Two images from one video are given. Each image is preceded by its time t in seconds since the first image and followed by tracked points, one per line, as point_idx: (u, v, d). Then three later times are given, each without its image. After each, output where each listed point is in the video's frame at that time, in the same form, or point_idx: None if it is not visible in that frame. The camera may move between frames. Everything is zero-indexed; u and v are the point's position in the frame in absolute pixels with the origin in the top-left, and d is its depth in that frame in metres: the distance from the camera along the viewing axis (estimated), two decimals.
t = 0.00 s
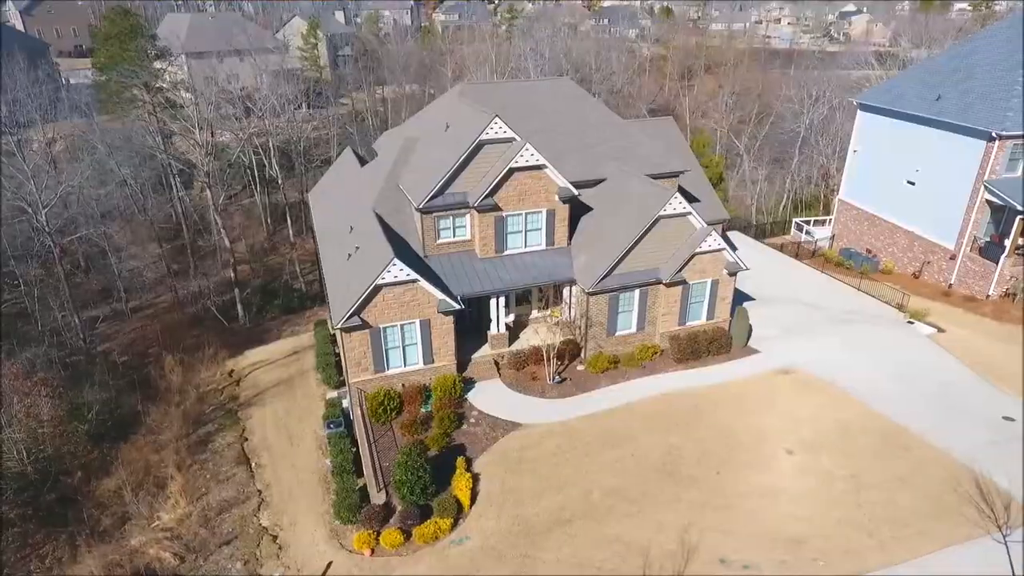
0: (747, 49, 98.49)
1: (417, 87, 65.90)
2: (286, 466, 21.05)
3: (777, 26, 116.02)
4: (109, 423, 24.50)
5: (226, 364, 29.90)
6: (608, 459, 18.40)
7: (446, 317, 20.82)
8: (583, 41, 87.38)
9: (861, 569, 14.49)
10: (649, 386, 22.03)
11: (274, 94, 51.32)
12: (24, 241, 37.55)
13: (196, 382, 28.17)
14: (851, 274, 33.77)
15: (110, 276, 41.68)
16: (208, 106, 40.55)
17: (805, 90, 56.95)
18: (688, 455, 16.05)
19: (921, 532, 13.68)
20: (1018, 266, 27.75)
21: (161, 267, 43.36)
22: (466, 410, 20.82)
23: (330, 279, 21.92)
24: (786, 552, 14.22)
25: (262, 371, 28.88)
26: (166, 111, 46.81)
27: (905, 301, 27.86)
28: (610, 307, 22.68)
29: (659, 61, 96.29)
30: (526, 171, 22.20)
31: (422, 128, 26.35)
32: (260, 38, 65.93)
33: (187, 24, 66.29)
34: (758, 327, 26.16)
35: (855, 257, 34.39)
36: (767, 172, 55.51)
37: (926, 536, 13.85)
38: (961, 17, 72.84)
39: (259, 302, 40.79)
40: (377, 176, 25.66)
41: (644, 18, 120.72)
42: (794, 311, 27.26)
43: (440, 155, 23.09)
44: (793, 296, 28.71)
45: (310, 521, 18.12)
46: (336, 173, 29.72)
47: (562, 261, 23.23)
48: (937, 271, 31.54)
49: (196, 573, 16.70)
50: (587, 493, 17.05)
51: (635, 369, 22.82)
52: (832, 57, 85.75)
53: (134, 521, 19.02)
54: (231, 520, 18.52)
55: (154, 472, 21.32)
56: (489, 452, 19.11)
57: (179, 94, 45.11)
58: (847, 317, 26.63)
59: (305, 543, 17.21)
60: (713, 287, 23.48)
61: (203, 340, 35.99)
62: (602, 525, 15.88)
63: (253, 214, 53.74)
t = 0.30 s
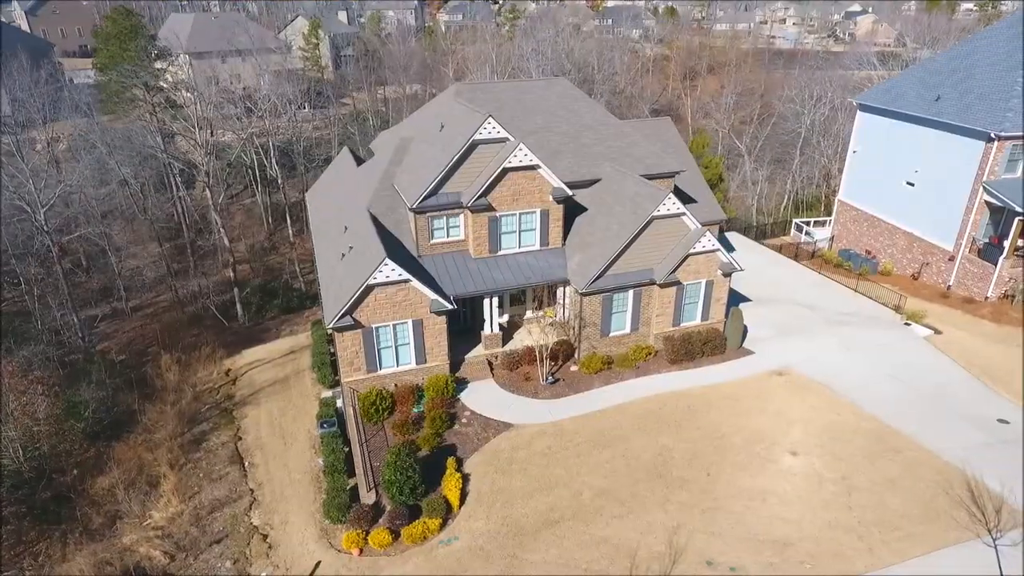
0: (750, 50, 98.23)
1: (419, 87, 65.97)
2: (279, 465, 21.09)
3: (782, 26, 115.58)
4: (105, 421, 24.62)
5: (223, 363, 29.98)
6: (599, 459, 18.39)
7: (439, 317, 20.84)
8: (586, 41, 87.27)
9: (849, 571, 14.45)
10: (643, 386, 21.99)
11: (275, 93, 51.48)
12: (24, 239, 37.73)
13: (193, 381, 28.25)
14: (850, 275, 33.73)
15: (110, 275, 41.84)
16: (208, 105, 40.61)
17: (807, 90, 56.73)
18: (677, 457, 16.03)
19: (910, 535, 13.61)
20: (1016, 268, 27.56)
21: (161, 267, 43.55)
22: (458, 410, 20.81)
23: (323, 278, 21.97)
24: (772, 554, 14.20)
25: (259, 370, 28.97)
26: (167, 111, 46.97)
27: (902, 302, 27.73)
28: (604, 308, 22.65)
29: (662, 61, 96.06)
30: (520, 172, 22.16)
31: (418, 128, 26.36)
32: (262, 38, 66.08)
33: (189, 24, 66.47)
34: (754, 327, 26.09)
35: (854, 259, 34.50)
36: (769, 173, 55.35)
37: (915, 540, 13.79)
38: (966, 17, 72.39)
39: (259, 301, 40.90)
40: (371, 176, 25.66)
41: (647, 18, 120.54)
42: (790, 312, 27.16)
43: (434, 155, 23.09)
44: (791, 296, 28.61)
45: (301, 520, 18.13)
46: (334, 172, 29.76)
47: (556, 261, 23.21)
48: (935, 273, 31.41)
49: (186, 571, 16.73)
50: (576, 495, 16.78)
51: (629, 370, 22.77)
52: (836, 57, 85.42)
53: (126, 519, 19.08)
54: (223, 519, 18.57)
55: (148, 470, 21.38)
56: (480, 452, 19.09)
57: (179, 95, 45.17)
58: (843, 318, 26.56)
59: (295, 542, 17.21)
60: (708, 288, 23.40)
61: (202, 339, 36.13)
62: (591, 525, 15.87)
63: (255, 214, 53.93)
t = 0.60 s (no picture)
0: (758, 50, 97.82)
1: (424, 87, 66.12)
2: (275, 463, 21.17)
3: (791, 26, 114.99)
4: (105, 418, 24.78)
5: (224, 361, 30.14)
6: (593, 460, 18.36)
7: (434, 316, 20.86)
8: (593, 40, 87.19)
9: None
10: (639, 387, 21.92)
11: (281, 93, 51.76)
12: (29, 237, 38.01)
13: (193, 378, 28.38)
14: (853, 278, 33.65)
15: (115, 273, 42.10)
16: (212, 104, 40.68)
17: (813, 90, 56.41)
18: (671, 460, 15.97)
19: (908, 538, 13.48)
20: (1019, 270, 27.15)
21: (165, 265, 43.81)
22: (453, 410, 20.79)
23: (320, 277, 22.03)
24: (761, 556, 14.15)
25: (258, 368, 29.10)
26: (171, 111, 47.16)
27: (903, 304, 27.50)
28: (600, 308, 22.59)
29: (669, 61, 95.79)
30: (516, 172, 22.12)
31: (416, 128, 26.39)
32: (268, 37, 66.37)
33: (197, 24, 66.86)
34: (752, 329, 25.98)
35: (857, 260, 34.77)
36: (774, 173, 55.12)
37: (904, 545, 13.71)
38: (976, 17, 71.77)
39: (262, 300, 41.07)
40: (370, 175, 25.69)
41: (655, 18, 120.29)
42: (789, 313, 27.05)
43: (431, 154, 23.11)
44: (790, 297, 28.47)
45: (294, 519, 18.17)
46: (334, 172, 29.86)
47: (552, 262, 23.18)
48: (939, 275, 31.17)
49: (179, 568, 16.79)
50: (568, 496, 16.90)
51: (625, 371, 22.70)
52: (844, 57, 84.91)
53: (122, 516, 19.15)
54: (216, 517, 18.65)
55: (145, 468, 21.48)
56: (474, 452, 19.06)
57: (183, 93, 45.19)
58: (842, 319, 26.42)
59: (287, 540, 17.23)
60: (706, 289, 23.29)
61: (204, 337, 36.36)
62: (581, 526, 15.85)
63: (259, 213, 54.21)
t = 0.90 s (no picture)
0: (771, 50, 97.04)
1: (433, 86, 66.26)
2: (272, 460, 21.29)
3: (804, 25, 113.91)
4: (109, 413, 25.05)
5: (227, 358, 30.36)
6: (587, 460, 18.30)
7: (431, 316, 20.87)
8: (603, 40, 86.92)
9: None
10: (637, 389, 21.78)
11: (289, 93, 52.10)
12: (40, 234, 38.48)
13: (196, 375, 28.64)
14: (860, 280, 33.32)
15: (124, 270, 42.50)
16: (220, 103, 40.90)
17: (823, 90, 55.90)
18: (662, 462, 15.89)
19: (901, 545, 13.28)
20: None
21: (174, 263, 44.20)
22: (449, 409, 20.80)
23: (320, 275, 22.15)
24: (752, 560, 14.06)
25: (260, 366, 29.30)
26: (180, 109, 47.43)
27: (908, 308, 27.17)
28: (599, 309, 22.50)
29: (680, 62, 95.34)
30: (515, 172, 22.08)
31: (418, 127, 26.43)
32: (279, 37, 66.79)
33: (209, 24, 67.44)
34: (754, 330, 25.79)
35: (864, 262, 34.55)
36: (784, 175, 54.68)
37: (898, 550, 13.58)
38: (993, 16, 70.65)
39: (268, 298, 41.33)
40: (371, 175, 25.76)
41: (668, 18, 119.76)
42: (792, 315, 26.81)
43: (430, 154, 23.14)
44: (793, 300, 28.23)
45: (288, 516, 18.23)
46: (338, 171, 30.01)
47: (551, 262, 23.14)
48: (946, 279, 30.75)
49: (174, 563, 16.93)
50: (560, 497, 16.87)
51: (623, 372, 22.60)
52: (858, 56, 83.96)
53: (120, 510, 19.36)
54: (213, 513, 18.79)
55: (144, 463, 21.70)
56: (468, 452, 19.04)
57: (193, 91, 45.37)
58: (845, 322, 26.15)
59: (280, 537, 17.28)
60: (706, 291, 23.12)
61: (210, 334, 36.68)
62: (572, 528, 15.81)
63: (268, 211, 54.62)
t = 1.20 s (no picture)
0: (785, 51, 96.29)
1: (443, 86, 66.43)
2: (271, 457, 21.43)
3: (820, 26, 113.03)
4: (114, 409, 25.31)
5: (232, 355, 30.61)
6: (582, 462, 18.27)
7: (429, 315, 20.90)
8: (615, 41, 86.79)
9: None
10: (636, 390, 21.66)
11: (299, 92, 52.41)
12: (51, 231, 39.00)
13: (200, 372, 28.91)
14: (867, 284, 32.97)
15: (134, 267, 42.96)
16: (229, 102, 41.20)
17: (835, 91, 55.37)
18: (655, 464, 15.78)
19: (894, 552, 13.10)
20: None
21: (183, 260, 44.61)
22: (446, 409, 20.82)
23: (320, 273, 22.27)
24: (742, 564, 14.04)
25: (263, 363, 29.51)
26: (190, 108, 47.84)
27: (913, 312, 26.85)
28: (598, 310, 22.42)
29: (692, 62, 94.98)
30: (515, 172, 22.05)
31: (420, 127, 26.49)
32: (291, 37, 67.25)
33: (222, 24, 68.19)
34: (755, 333, 25.56)
35: (872, 266, 34.24)
36: (794, 176, 54.26)
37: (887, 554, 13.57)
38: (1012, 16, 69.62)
39: (275, 296, 41.63)
40: (373, 174, 25.86)
41: (681, 18, 119.34)
42: (794, 319, 26.58)
43: (431, 154, 23.19)
44: (796, 303, 27.99)
45: (284, 512, 18.32)
46: (342, 170, 30.16)
47: (551, 262, 23.09)
48: (955, 283, 30.36)
49: (169, 558, 17.06)
50: (553, 498, 16.84)
51: (621, 374, 22.50)
52: (873, 57, 83.08)
53: (119, 504, 19.56)
54: (210, 508, 18.94)
55: (145, 458, 21.91)
56: (463, 452, 19.02)
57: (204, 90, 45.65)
58: (850, 327, 25.89)
59: (275, 533, 17.35)
60: (706, 292, 22.96)
61: (217, 331, 37.02)
62: (563, 530, 15.82)
63: (277, 209, 55.02)
